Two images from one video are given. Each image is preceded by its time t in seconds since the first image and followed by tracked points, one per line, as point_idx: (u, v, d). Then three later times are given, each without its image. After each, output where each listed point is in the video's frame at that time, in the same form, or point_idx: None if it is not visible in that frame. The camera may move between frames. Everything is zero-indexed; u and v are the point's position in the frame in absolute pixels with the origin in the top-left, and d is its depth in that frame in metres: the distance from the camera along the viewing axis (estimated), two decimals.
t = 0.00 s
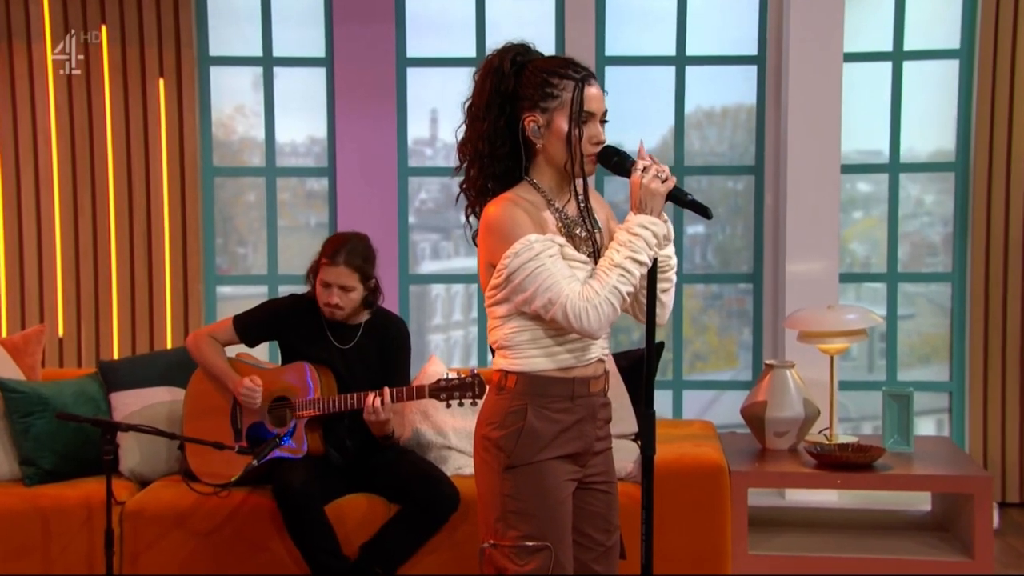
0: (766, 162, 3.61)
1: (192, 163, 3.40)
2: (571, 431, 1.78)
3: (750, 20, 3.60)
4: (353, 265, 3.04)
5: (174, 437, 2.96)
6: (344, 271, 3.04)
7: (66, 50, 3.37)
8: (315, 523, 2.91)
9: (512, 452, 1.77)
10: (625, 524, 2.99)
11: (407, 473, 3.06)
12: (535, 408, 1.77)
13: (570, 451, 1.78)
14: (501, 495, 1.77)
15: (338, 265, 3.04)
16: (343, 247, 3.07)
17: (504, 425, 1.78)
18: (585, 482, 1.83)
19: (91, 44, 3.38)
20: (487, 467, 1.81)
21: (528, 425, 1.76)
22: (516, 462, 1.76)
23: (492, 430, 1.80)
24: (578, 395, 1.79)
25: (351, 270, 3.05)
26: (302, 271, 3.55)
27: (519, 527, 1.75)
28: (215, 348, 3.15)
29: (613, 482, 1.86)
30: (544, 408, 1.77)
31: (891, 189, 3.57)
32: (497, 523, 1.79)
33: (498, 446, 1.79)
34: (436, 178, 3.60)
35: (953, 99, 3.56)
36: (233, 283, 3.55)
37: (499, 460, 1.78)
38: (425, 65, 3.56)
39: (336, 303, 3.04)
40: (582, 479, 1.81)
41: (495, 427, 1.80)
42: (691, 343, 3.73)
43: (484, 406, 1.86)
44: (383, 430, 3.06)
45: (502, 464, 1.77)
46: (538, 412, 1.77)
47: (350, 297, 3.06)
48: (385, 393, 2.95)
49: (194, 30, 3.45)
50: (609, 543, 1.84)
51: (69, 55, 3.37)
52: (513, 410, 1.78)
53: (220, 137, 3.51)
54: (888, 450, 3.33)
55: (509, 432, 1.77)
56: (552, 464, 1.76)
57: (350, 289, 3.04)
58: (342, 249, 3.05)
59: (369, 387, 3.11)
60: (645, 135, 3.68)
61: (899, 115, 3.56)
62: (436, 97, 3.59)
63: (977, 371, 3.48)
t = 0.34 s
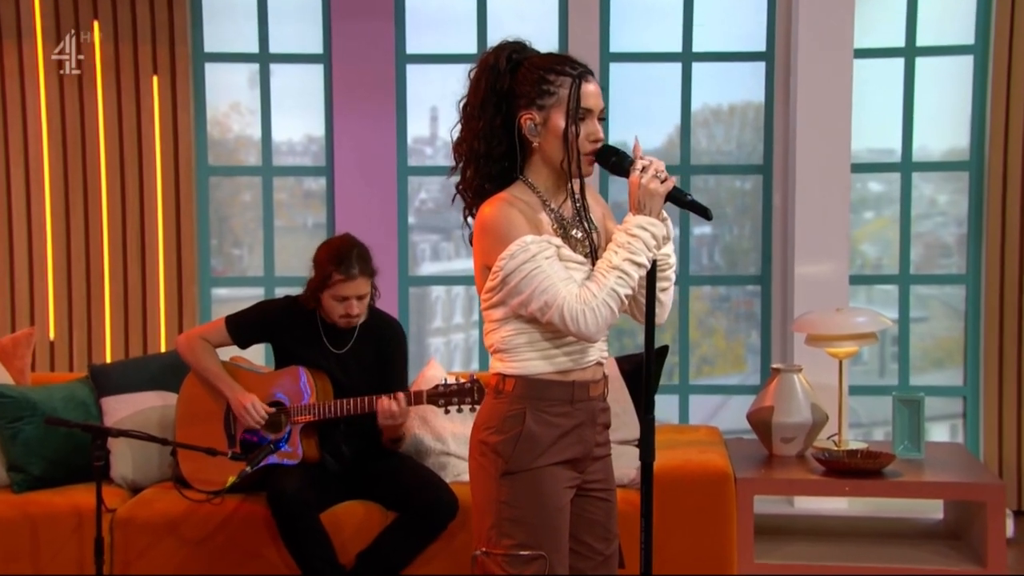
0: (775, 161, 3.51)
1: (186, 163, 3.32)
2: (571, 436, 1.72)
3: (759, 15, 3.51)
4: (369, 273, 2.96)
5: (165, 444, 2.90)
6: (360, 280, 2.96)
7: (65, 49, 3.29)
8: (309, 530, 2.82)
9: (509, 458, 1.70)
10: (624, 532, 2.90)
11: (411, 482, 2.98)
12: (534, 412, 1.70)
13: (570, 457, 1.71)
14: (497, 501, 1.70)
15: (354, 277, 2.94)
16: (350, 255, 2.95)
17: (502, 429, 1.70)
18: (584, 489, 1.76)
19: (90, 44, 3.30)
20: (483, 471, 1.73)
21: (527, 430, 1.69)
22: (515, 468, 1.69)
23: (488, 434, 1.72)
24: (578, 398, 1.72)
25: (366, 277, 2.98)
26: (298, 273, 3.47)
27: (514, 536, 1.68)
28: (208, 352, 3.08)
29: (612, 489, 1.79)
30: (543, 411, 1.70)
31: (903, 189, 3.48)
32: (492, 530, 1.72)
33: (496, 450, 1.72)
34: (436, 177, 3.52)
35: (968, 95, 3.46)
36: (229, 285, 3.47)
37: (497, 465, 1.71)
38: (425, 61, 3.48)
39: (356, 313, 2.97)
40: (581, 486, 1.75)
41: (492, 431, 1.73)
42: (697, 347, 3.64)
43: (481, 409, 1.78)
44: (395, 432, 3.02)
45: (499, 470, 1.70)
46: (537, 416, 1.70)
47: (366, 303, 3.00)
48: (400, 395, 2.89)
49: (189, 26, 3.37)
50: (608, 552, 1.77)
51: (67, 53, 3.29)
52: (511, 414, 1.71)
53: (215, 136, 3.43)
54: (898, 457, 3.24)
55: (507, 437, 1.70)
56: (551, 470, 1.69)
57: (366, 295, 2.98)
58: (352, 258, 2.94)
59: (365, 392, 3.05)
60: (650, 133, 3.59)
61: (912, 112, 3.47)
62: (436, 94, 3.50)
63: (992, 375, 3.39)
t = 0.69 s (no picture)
0: (783, 161, 3.41)
1: (176, 163, 3.23)
2: (567, 445, 1.65)
3: (766, 11, 3.40)
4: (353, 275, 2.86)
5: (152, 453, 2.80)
6: (345, 282, 2.87)
7: (56, 49, 3.21)
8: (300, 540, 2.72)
9: (504, 468, 1.63)
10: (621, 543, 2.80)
11: (409, 494, 2.88)
12: (529, 420, 1.63)
13: (566, 466, 1.65)
14: (491, 513, 1.64)
15: (337, 277, 2.85)
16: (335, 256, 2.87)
17: (496, 439, 1.64)
18: (581, 498, 1.70)
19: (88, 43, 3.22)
20: (478, 482, 1.67)
21: (522, 440, 1.62)
22: (510, 479, 1.63)
23: (482, 444, 1.66)
24: (574, 406, 1.66)
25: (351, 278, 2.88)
26: (292, 277, 3.38)
27: (512, 548, 1.62)
28: (197, 359, 2.98)
29: (609, 498, 1.74)
30: (539, 420, 1.64)
31: (915, 190, 3.38)
32: (486, 543, 1.65)
33: (490, 460, 1.65)
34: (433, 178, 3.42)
35: (982, 93, 3.35)
36: (221, 288, 3.38)
37: (491, 475, 1.64)
38: (422, 59, 3.38)
39: (340, 315, 2.88)
40: (577, 495, 1.69)
41: (486, 441, 1.66)
42: (702, 353, 3.53)
43: (474, 417, 1.71)
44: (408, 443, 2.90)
45: (494, 480, 1.64)
46: (532, 425, 1.63)
47: (353, 306, 2.90)
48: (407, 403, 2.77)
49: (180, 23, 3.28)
50: (606, 563, 1.71)
51: (67, 53, 3.21)
52: (505, 423, 1.64)
53: (206, 135, 3.34)
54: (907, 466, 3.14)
55: (502, 447, 1.63)
56: (547, 480, 1.63)
57: (352, 298, 2.88)
58: (337, 258, 2.85)
59: (362, 397, 2.93)
60: (655, 133, 3.48)
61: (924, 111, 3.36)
62: (433, 92, 3.40)
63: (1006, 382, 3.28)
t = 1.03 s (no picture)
0: (789, 163, 3.32)
1: (168, 166, 3.15)
2: (563, 456, 1.59)
3: (772, 9, 3.32)
4: (319, 287, 2.74)
5: (140, 462, 2.72)
6: (311, 293, 2.76)
7: (46, 48, 3.14)
8: (292, 551, 2.63)
9: (499, 480, 1.57)
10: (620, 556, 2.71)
11: (404, 505, 2.78)
12: (525, 431, 1.57)
13: (563, 477, 1.59)
14: (486, 526, 1.57)
15: (302, 286, 2.75)
16: (308, 264, 2.77)
17: (490, 450, 1.57)
18: (576, 511, 1.64)
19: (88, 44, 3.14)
20: (471, 495, 1.60)
21: (518, 452, 1.55)
22: (504, 491, 1.56)
23: (476, 456, 1.59)
24: (570, 416, 1.59)
25: (319, 291, 2.76)
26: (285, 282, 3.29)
27: (508, 562, 1.55)
28: (189, 367, 2.90)
29: (603, 509, 1.68)
30: (535, 431, 1.57)
31: (925, 193, 3.29)
32: (481, 557, 1.59)
33: (484, 473, 1.58)
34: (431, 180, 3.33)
35: (994, 93, 3.26)
36: (213, 294, 3.30)
37: (486, 488, 1.58)
38: (419, 59, 3.30)
39: (307, 326, 2.78)
40: (573, 508, 1.62)
41: (480, 453, 1.59)
42: (707, 360, 3.44)
43: (467, 429, 1.64)
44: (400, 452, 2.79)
45: (488, 493, 1.57)
46: (528, 436, 1.56)
47: (325, 318, 2.79)
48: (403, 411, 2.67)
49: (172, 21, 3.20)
50: None
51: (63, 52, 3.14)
52: (500, 434, 1.58)
53: (198, 137, 3.26)
54: (916, 477, 3.04)
55: (497, 459, 1.57)
56: (543, 493, 1.56)
57: (321, 309, 2.77)
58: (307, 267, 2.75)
59: (357, 406, 2.84)
60: (658, 134, 3.40)
61: (934, 112, 3.28)
62: (431, 93, 3.32)
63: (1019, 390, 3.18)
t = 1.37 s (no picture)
0: (797, 164, 3.23)
1: (156, 167, 3.07)
2: (554, 468, 1.52)
3: (778, 6, 3.22)
4: (329, 286, 2.69)
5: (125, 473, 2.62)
6: (320, 293, 2.70)
7: (30, 46, 3.05)
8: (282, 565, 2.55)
9: (487, 492, 1.50)
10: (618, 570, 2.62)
11: (398, 517, 2.69)
12: (515, 441, 1.50)
13: (554, 490, 1.52)
14: (473, 539, 1.51)
15: (312, 288, 2.69)
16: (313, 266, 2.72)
17: (479, 461, 1.50)
18: (568, 524, 1.57)
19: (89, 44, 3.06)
20: (459, 506, 1.54)
21: (507, 462, 1.49)
22: (492, 503, 1.50)
23: (465, 466, 1.52)
24: (562, 427, 1.53)
25: (328, 291, 2.71)
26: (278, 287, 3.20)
27: None
28: (175, 374, 2.81)
29: (599, 523, 1.61)
30: (525, 441, 1.50)
31: (936, 195, 3.19)
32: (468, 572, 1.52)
33: (472, 483, 1.51)
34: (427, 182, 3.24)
35: (1007, 93, 3.16)
36: (203, 299, 3.21)
37: (474, 499, 1.51)
38: (415, 58, 3.21)
39: (314, 330, 2.70)
40: (564, 521, 1.56)
41: (468, 462, 1.52)
42: (711, 367, 3.34)
43: (456, 437, 1.57)
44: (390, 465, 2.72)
45: (476, 505, 1.51)
46: (518, 447, 1.50)
47: (331, 320, 2.73)
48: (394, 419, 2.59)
49: (161, 18, 3.11)
50: None
51: (63, 52, 3.05)
52: (489, 444, 1.51)
53: (187, 137, 3.17)
54: (925, 489, 2.94)
55: (485, 469, 1.50)
56: (533, 505, 1.50)
57: (329, 311, 2.71)
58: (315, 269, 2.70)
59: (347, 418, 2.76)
60: (661, 135, 3.31)
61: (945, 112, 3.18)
62: (427, 93, 3.23)
63: None
